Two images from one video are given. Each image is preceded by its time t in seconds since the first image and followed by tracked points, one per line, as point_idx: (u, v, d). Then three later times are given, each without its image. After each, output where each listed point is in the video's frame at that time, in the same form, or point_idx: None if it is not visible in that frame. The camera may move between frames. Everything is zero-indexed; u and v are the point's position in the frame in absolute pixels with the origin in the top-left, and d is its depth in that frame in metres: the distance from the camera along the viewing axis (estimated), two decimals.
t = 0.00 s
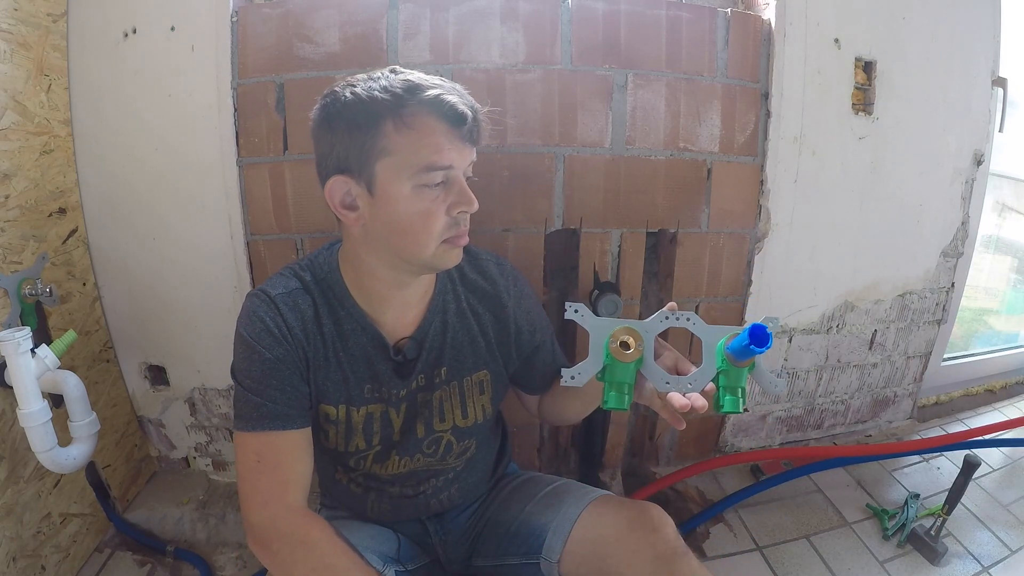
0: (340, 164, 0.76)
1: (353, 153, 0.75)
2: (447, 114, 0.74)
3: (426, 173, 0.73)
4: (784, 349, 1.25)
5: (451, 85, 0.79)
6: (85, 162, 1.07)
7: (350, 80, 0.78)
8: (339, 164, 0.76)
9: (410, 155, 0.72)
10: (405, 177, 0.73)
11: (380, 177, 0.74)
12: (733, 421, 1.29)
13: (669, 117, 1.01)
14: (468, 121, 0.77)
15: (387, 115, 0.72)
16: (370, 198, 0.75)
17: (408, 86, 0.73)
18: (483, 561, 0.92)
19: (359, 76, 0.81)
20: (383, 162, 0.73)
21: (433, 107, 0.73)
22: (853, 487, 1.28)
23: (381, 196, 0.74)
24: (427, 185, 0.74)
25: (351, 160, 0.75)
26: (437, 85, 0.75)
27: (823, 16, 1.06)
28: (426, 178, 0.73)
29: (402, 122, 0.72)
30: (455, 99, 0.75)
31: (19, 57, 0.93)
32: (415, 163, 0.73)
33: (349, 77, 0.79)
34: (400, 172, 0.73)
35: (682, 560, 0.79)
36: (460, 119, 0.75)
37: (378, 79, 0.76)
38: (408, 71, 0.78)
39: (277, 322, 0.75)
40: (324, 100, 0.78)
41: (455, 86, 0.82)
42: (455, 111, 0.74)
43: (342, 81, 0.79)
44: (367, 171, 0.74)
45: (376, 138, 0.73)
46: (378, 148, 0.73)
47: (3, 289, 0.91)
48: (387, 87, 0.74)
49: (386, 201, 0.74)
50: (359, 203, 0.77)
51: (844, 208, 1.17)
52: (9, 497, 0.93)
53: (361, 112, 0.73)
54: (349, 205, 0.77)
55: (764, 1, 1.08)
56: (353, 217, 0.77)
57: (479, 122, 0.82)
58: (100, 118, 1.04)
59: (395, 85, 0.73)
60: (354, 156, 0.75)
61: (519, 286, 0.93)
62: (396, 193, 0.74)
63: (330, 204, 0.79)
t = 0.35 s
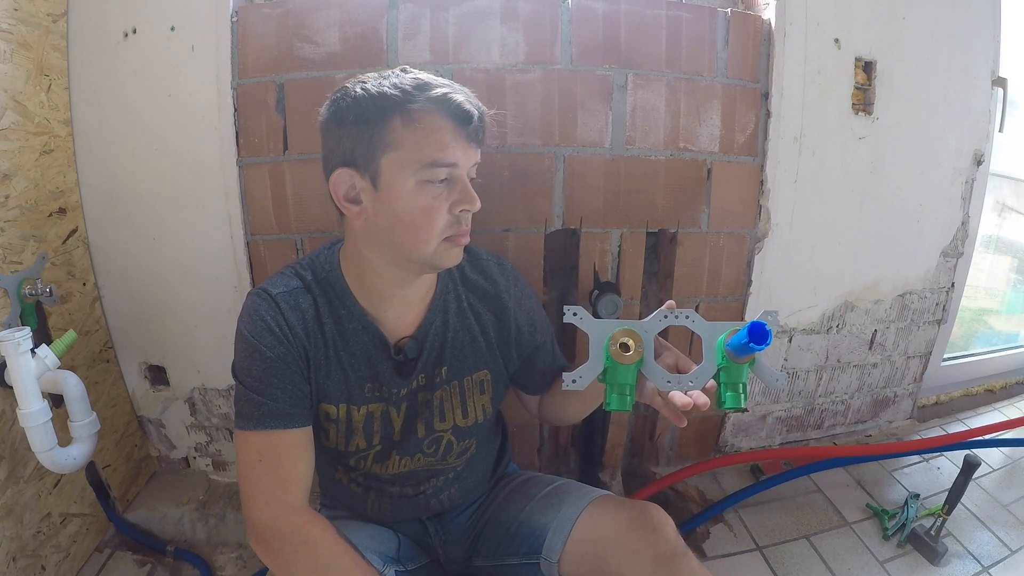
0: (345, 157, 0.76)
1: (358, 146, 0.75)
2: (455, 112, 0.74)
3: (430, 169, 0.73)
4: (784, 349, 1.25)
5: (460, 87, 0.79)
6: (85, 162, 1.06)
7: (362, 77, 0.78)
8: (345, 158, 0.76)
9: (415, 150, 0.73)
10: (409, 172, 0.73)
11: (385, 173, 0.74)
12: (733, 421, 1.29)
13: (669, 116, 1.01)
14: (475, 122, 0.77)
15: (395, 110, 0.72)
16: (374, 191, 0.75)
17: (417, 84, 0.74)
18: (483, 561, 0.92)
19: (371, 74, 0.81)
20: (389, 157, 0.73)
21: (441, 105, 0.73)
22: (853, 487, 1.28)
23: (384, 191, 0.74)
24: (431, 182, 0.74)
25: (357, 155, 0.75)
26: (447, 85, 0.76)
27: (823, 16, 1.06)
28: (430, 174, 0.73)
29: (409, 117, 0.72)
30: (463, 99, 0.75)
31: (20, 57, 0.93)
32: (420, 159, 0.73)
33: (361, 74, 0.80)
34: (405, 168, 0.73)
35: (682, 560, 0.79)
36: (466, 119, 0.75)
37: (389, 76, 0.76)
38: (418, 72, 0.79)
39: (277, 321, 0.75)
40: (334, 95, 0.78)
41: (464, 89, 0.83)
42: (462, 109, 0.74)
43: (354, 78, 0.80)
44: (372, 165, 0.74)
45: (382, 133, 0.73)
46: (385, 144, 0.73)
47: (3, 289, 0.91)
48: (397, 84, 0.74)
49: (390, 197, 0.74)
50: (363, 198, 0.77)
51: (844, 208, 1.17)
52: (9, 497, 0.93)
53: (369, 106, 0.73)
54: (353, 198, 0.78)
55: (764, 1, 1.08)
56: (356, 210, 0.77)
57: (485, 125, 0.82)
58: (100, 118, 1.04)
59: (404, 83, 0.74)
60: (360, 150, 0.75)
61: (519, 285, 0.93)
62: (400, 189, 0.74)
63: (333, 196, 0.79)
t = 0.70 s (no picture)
0: (347, 158, 0.76)
1: (358, 147, 0.75)
2: (457, 115, 0.74)
3: (432, 172, 0.73)
4: (784, 349, 1.25)
5: (463, 89, 0.79)
6: (85, 162, 1.06)
7: (366, 78, 0.78)
8: (346, 159, 0.76)
9: (417, 153, 0.72)
10: (410, 174, 0.73)
11: (386, 174, 0.74)
12: (733, 421, 1.29)
13: (669, 116, 1.01)
14: (477, 125, 0.77)
15: (397, 112, 0.72)
16: (375, 193, 0.75)
17: (420, 87, 0.74)
18: (483, 561, 0.92)
19: (374, 74, 0.81)
20: (391, 159, 0.73)
21: (444, 107, 0.73)
22: (853, 487, 1.28)
23: (385, 193, 0.74)
24: (432, 185, 0.74)
25: (359, 156, 0.75)
26: (449, 87, 0.75)
27: (824, 16, 1.06)
28: (432, 177, 0.73)
29: (411, 119, 0.72)
30: (465, 102, 0.75)
31: (20, 57, 0.93)
32: (422, 162, 0.73)
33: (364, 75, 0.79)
34: (407, 169, 0.73)
35: (682, 560, 0.79)
36: (469, 121, 0.75)
37: (392, 77, 0.76)
38: (421, 73, 0.79)
39: (277, 321, 0.75)
40: (337, 96, 0.78)
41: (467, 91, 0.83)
42: (465, 112, 0.74)
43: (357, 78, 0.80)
44: (374, 167, 0.74)
45: (384, 135, 0.73)
46: (387, 145, 0.73)
47: (3, 289, 0.91)
48: (399, 85, 0.74)
49: (390, 199, 0.74)
50: (363, 199, 0.77)
51: (844, 208, 1.17)
52: (9, 497, 0.93)
53: (372, 108, 0.73)
54: (353, 199, 0.78)
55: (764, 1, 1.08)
56: (357, 211, 0.77)
57: (487, 127, 0.82)
58: (100, 118, 1.04)
59: (407, 84, 0.74)
60: (361, 151, 0.75)
61: (519, 285, 0.93)
62: (400, 191, 0.74)
63: (334, 197, 0.79)
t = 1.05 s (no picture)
0: (347, 159, 0.76)
1: (358, 148, 0.75)
2: (458, 117, 0.73)
3: (432, 174, 0.73)
4: (784, 349, 1.25)
5: (464, 91, 0.79)
6: (84, 162, 1.06)
7: (367, 78, 0.78)
8: (346, 160, 0.76)
9: (417, 155, 0.72)
10: (411, 177, 0.73)
11: (386, 176, 0.74)
12: (733, 421, 1.29)
13: (669, 116, 1.01)
14: (478, 127, 0.77)
15: (398, 113, 0.72)
16: (375, 195, 0.75)
17: (421, 88, 0.74)
18: (483, 561, 0.92)
19: (375, 74, 0.81)
20: (391, 161, 0.73)
21: (445, 109, 0.73)
22: (853, 488, 1.28)
23: (385, 195, 0.74)
24: (432, 187, 0.74)
25: (360, 157, 0.75)
26: (451, 89, 0.75)
27: (823, 16, 1.06)
28: (432, 180, 0.73)
29: (412, 121, 0.72)
30: (466, 104, 0.75)
31: (20, 57, 0.93)
32: (422, 164, 0.73)
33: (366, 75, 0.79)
34: (408, 171, 0.73)
35: (682, 560, 0.79)
36: (470, 123, 0.75)
37: (394, 78, 0.76)
38: (423, 74, 0.79)
39: (277, 321, 0.75)
40: (338, 96, 0.78)
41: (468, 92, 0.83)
42: (466, 115, 0.74)
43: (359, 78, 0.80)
44: (374, 168, 0.74)
45: (385, 136, 0.73)
46: (388, 147, 0.73)
47: (3, 289, 0.91)
48: (400, 87, 0.74)
49: (390, 200, 0.74)
50: (364, 201, 0.77)
51: (844, 209, 1.17)
52: (9, 497, 0.93)
53: (373, 109, 0.73)
54: (354, 200, 0.78)
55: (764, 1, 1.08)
56: (357, 213, 0.78)
57: (487, 128, 0.82)
58: (100, 118, 1.04)
59: (409, 86, 0.74)
60: (361, 152, 0.75)
61: (519, 285, 0.93)
62: (401, 194, 0.74)
63: (334, 198, 0.79)
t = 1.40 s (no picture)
0: (346, 160, 0.76)
1: (358, 148, 0.75)
2: (457, 118, 0.73)
3: (431, 174, 0.73)
4: (784, 349, 1.25)
5: (463, 91, 0.79)
6: (85, 162, 1.06)
7: (366, 78, 0.78)
8: (346, 160, 0.76)
9: (416, 155, 0.72)
10: (410, 177, 0.73)
11: (385, 177, 0.74)
12: (733, 421, 1.29)
13: (669, 116, 1.01)
14: (477, 128, 0.77)
15: (397, 114, 0.72)
16: (374, 196, 0.75)
17: (420, 88, 0.74)
18: (483, 561, 0.92)
19: (375, 74, 0.81)
20: (390, 161, 0.73)
21: (443, 109, 0.73)
22: (853, 487, 1.27)
23: (385, 196, 0.74)
24: (431, 187, 0.74)
25: (359, 158, 0.75)
26: (450, 89, 0.75)
27: (823, 16, 1.06)
28: (431, 180, 0.73)
29: (411, 121, 0.72)
30: (465, 104, 0.75)
31: (20, 57, 0.93)
32: (421, 165, 0.73)
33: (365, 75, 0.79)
34: (407, 171, 0.73)
35: (682, 560, 0.79)
36: (469, 123, 0.74)
37: (393, 78, 0.76)
38: (422, 74, 0.79)
39: (277, 321, 0.75)
40: (337, 96, 0.78)
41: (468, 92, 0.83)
42: (465, 115, 0.74)
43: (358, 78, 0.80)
44: (373, 169, 0.74)
45: (384, 137, 0.73)
46: (387, 147, 0.73)
47: (3, 289, 0.91)
48: (399, 87, 0.74)
49: (389, 201, 0.74)
50: (363, 201, 0.77)
51: (844, 209, 1.17)
52: (9, 497, 0.93)
53: (372, 110, 0.73)
54: (353, 201, 0.78)
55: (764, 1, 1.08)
56: (357, 213, 0.77)
57: (487, 128, 0.82)
58: (100, 118, 1.04)
59: (408, 86, 0.74)
60: (361, 152, 0.75)
61: (518, 286, 0.92)
62: (399, 194, 0.74)
63: (333, 198, 0.79)
